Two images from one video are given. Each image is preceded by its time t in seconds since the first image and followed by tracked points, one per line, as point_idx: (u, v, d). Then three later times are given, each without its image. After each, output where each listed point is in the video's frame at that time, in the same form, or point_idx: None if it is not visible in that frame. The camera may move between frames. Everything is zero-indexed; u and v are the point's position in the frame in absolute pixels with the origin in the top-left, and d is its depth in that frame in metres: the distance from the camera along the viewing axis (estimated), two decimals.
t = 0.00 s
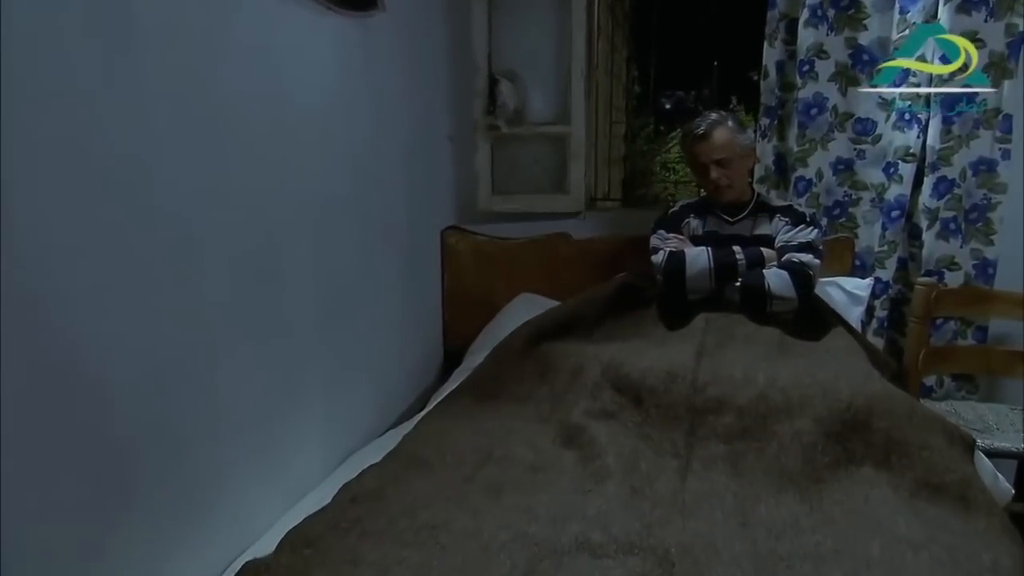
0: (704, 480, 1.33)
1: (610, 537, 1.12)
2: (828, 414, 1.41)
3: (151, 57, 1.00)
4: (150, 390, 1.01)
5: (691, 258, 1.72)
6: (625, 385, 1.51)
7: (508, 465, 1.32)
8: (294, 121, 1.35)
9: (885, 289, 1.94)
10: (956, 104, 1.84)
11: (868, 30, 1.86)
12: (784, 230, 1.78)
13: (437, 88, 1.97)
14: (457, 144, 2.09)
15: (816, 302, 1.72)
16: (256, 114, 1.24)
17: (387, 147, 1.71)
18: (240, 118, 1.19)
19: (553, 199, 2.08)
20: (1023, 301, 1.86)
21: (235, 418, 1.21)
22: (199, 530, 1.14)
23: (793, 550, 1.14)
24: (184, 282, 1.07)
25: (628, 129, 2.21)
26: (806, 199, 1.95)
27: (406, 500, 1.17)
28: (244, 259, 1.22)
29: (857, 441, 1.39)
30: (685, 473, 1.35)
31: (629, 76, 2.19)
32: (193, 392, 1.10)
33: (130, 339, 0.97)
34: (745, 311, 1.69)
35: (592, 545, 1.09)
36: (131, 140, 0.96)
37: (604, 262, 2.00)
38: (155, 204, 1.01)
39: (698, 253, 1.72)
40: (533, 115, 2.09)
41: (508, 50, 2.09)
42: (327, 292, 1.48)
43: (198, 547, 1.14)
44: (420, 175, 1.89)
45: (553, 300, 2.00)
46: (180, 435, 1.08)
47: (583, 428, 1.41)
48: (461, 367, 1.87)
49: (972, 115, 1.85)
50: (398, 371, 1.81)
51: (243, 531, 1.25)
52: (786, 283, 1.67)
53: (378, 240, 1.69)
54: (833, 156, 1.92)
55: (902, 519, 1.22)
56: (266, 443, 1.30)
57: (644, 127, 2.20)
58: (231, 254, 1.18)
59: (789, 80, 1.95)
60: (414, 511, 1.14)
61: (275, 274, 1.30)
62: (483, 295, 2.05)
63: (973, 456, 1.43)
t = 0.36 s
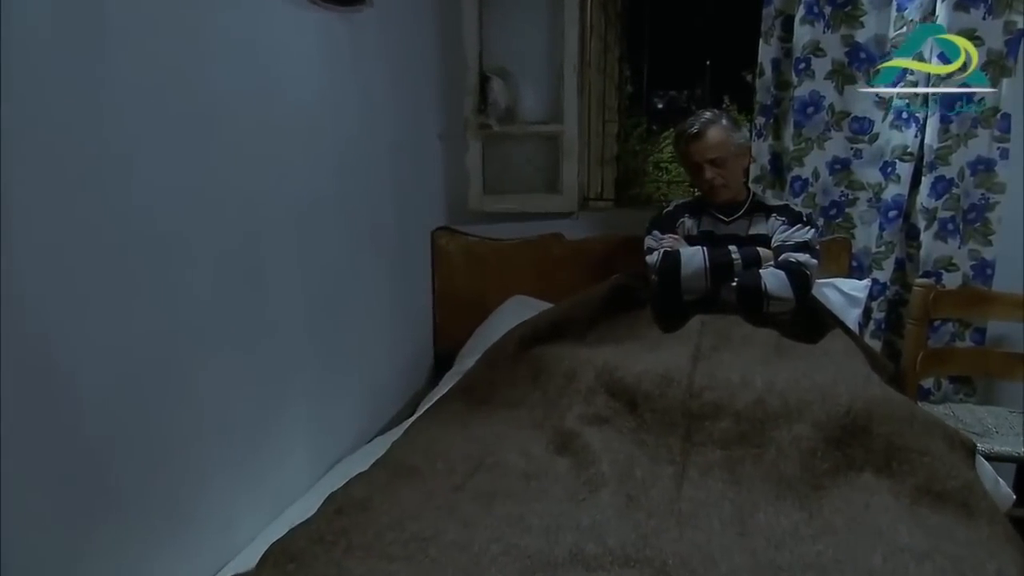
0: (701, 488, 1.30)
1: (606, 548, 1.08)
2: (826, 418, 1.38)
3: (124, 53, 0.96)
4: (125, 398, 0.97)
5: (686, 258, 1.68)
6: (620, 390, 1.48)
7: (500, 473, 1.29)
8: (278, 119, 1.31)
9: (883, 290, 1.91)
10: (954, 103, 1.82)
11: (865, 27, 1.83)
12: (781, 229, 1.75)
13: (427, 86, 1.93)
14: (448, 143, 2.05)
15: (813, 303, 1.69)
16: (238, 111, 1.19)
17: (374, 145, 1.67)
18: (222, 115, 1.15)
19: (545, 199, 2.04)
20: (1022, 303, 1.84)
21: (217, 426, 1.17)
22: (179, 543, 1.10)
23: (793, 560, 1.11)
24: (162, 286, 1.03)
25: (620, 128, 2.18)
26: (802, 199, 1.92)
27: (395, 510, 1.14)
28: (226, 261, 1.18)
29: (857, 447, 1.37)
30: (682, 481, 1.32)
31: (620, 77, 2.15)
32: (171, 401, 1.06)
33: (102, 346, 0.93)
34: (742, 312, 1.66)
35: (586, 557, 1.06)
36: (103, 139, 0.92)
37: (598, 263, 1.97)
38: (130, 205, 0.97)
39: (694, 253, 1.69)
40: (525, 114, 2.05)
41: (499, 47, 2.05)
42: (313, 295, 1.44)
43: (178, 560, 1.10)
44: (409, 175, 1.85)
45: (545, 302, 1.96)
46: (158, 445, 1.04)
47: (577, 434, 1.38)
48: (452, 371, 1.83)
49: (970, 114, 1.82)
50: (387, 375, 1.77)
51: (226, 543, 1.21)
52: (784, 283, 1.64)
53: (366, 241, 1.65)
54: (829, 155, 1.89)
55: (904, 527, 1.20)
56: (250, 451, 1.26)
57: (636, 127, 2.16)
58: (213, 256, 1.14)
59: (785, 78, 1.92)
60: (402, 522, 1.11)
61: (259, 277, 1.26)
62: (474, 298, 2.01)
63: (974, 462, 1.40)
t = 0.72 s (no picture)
0: (696, 497, 1.27)
1: (598, 562, 1.06)
2: (823, 424, 1.35)
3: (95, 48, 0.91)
4: (97, 411, 0.93)
5: (678, 257, 1.64)
6: (612, 395, 1.44)
7: (489, 482, 1.26)
8: (259, 117, 1.26)
9: (877, 291, 1.89)
10: (949, 101, 1.77)
11: (859, 24, 1.81)
12: (774, 229, 1.72)
13: (413, 84, 1.88)
14: (435, 141, 2.01)
15: (809, 304, 1.66)
16: (217, 109, 1.15)
17: (359, 144, 1.62)
18: (200, 113, 1.11)
19: (535, 199, 2.00)
20: (1018, 304, 1.81)
21: (197, 437, 1.13)
22: (155, 560, 1.05)
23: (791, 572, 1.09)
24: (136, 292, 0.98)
25: (611, 128, 2.14)
26: (795, 199, 1.89)
27: (380, 523, 1.10)
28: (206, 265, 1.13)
29: (855, 453, 1.34)
30: (676, 490, 1.29)
31: (610, 75, 2.12)
32: (147, 411, 1.02)
33: (73, 357, 0.89)
34: (736, 314, 1.63)
35: (578, 571, 1.03)
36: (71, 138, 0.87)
37: (589, 264, 1.93)
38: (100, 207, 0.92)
39: (686, 253, 1.65)
40: (514, 112, 2.01)
41: (487, 43, 2.01)
42: (296, 300, 1.39)
43: None
44: (396, 175, 1.81)
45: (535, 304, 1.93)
46: (133, 459, 0.99)
47: (569, 440, 1.35)
48: (440, 375, 1.79)
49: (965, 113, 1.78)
50: (374, 379, 1.73)
51: (205, 557, 1.17)
52: (777, 284, 1.60)
53: (351, 243, 1.61)
54: (823, 154, 1.87)
55: (904, 536, 1.17)
56: (230, 460, 1.21)
57: (626, 127, 2.13)
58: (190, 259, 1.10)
59: (779, 76, 1.89)
60: (386, 536, 1.08)
61: (240, 282, 1.22)
62: (462, 300, 1.97)
63: (972, 466, 1.38)
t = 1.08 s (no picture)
0: (693, 506, 1.24)
1: None
2: (822, 430, 1.33)
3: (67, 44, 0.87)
4: (67, 422, 0.89)
5: (674, 257, 1.60)
6: (605, 401, 1.41)
7: (480, 492, 1.22)
8: (241, 114, 1.22)
9: (875, 293, 1.86)
10: (949, 100, 1.72)
11: (857, 21, 1.78)
12: (771, 229, 1.69)
13: (401, 82, 1.84)
14: (424, 141, 1.97)
15: (806, 306, 1.62)
16: (197, 106, 1.10)
17: (345, 143, 1.58)
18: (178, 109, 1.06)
19: (527, 199, 1.96)
20: (1019, 306, 1.78)
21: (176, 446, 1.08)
22: None
23: None
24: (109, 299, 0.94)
25: (602, 128, 2.11)
26: (792, 199, 1.86)
27: (365, 536, 1.07)
28: (185, 268, 1.09)
29: (856, 460, 1.31)
30: (672, 499, 1.26)
31: (602, 74, 2.08)
32: (121, 422, 0.98)
33: (42, 365, 0.85)
34: (732, 316, 1.59)
35: None
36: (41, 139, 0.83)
37: (582, 266, 1.89)
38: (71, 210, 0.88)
39: (681, 254, 1.61)
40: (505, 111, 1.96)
41: (476, 40, 1.96)
42: (280, 303, 1.35)
43: None
44: (384, 175, 1.77)
45: (527, 306, 1.89)
46: (106, 470, 0.95)
47: (561, 448, 1.32)
48: (429, 380, 1.74)
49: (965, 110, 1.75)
50: (361, 384, 1.69)
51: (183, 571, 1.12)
52: (775, 285, 1.57)
53: (337, 244, 1.57)
54: (820, 153, 1.83)
55: (907, 546, 1.15)
56: (210, 470, 1.17)
57: (617, 127, 2.10)
58: (169, 263, 1.05)
59: (775, 74, 1.86)
60: (371, 550, 1.04)
61: (221, 285, 1.17)
62: (453, 302, 1.93)
63: (974, 474, 1.33)
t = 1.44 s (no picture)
0: (687, 516, 1.21)
1: None
2: (818, 436, 1.30)
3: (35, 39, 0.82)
4: (36, 436, 0.84)
5: (665, 258, 1.57)
6: (596, 407, 1.38)
7: (466, 503, 1.19)
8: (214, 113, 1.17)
9: (868, 295, 1.82)
10: (943, 98, 1.71)
11: (849, 17, 1.75)
12: (764, 229, 1.66)
13: (384, 80, 1.80)
14: (409, 140, 1.93)
15: (799, 309, 1.60)
16: (169, 105, 1.06)
17: (327, 142, 1.54)
18: (149, 108, 1.02)
19: (514, 199, 1.91)
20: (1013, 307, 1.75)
21: (149, 460, 1.04)
22: None
23: None
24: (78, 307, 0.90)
25: (590, 127, 2.07)
26: (785, 199, 1.82)
27: (345, 551, 1.04)
28: (157, 273, 1.04)
29: (852, 467, 1.29)
30: (665, 509, 1.23)
31: (590, 73, 2.05)
32: (92, 435, 0.93)
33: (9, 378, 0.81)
34: (724, 319, 1.56)
35: None
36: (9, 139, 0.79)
37: (571, 268, 1.85)
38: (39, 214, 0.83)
39: (673, 254, 1.57)
40: (492, 109, 1.91)
41: (463, 36, 1.91)
42: (257, 308, 1.30)
43: None
44: (368, 176, 1.73)
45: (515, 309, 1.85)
46: (74, 490, 0.91)
47: (550, 457, 1.29)
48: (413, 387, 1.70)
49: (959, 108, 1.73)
50: (344, 390, 1.65)
51: None
52: (768, 288, 1.53)
53: (318, 247, 1.52)
54: (812, 152, 1.81)
55: (906, 557, 1.13)
56: (185, 484, 1.12)
57: (606, 126, 2.06)
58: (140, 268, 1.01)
59: (766, 71, 1.82)
60: (353, 565, 1.01)
61: (195, 291, 1.13)
62: (439, 305, 1.88)
63: (972, 480, 1.31)
